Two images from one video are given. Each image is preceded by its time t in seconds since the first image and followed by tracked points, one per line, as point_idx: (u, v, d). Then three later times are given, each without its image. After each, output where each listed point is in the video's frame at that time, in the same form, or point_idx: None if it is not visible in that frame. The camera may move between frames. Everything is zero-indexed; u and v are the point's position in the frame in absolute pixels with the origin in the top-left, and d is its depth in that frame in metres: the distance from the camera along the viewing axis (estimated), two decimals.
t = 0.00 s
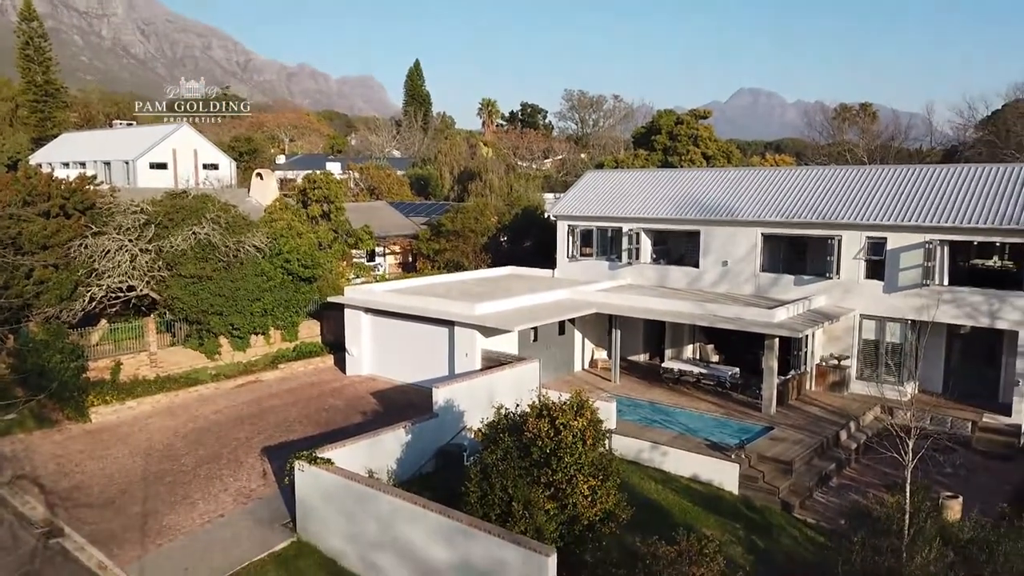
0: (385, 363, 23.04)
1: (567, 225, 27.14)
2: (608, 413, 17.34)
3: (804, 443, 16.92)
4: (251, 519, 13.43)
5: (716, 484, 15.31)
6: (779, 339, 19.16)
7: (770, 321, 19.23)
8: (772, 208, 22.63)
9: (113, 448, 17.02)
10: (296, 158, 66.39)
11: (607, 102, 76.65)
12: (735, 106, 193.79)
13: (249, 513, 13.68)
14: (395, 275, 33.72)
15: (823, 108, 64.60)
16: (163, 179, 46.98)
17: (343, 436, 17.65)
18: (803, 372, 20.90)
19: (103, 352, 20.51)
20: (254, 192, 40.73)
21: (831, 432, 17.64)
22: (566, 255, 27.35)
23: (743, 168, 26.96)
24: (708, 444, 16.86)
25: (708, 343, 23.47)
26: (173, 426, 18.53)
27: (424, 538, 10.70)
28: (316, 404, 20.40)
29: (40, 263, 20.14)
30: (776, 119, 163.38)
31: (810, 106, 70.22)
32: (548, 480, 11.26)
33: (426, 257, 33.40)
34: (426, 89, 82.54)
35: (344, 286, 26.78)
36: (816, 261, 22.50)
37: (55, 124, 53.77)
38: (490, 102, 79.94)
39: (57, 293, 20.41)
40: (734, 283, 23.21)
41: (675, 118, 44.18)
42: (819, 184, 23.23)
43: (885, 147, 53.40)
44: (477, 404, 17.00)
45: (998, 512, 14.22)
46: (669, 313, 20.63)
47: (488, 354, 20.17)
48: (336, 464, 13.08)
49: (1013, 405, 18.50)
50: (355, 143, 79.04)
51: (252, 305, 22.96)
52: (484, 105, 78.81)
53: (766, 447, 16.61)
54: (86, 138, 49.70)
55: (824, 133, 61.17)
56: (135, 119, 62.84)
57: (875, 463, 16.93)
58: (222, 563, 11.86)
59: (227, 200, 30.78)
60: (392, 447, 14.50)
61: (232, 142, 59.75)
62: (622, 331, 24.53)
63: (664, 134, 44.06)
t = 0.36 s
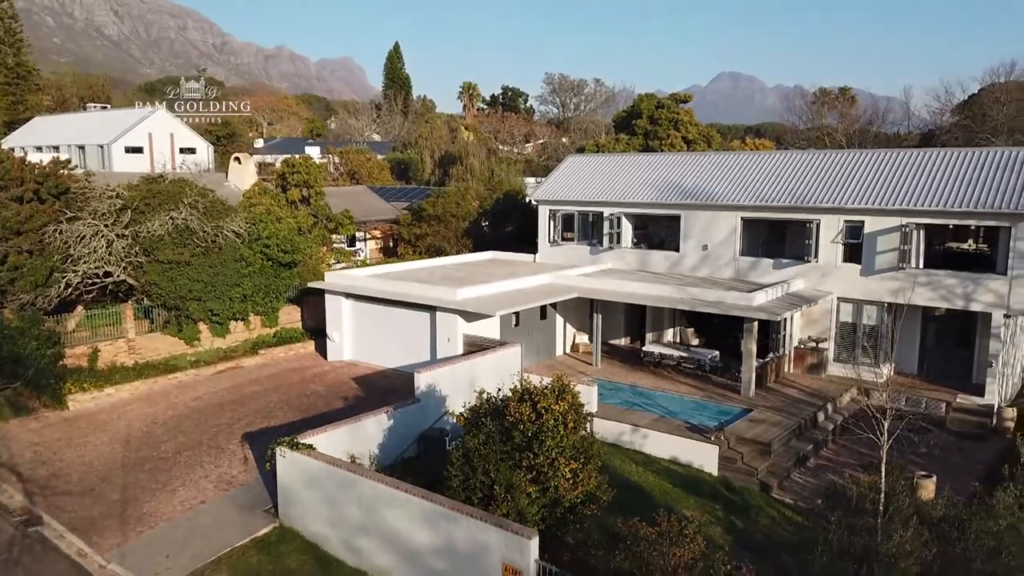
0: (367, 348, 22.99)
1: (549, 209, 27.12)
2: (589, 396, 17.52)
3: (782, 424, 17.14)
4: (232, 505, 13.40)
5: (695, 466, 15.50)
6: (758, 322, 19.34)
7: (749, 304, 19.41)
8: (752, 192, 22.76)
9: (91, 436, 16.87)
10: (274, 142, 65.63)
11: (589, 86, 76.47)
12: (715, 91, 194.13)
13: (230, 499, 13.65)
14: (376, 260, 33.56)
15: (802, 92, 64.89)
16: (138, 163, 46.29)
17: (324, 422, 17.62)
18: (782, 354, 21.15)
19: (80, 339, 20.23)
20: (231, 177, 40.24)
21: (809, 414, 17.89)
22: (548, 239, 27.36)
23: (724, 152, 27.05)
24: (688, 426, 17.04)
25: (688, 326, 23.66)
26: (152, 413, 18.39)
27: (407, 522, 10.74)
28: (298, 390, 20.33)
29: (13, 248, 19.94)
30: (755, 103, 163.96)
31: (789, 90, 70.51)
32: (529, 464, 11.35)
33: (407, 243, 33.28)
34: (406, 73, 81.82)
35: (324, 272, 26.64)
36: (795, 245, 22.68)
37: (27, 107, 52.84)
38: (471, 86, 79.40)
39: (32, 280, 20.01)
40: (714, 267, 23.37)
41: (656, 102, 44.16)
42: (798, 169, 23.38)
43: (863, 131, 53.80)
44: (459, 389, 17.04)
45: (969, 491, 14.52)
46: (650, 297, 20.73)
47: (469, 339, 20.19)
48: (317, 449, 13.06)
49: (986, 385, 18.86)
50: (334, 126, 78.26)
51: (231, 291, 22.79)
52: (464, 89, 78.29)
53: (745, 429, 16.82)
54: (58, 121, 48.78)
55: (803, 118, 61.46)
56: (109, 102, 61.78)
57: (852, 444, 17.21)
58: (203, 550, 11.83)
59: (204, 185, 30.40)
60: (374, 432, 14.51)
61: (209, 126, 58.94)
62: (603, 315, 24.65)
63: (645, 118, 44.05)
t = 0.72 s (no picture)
0: (348, 345, 22.90)
1: (530, 206, 27.13)
2: (571, 392, 17.64)
3: (761, 419, 17.31)
4: (212, 504, 13.31)
5: (676, 461, 15.62)
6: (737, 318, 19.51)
7: (729, 300, 19.57)
8: (732, 189, 22.92)
9: (68, 436, 16.66)
10: (253, 138, 65.03)
11: (569, 82, 76.56)
12: (695, 88, 195.11)
13: (210, 498, 13.54)
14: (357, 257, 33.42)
15: (781, 90, 65.44)
16: (115, 159, 45.68)
17: (305, 419, 17.53)
18: (761, 350, 21.37)
19: (56, 338, 20.01)
20: (210, 173, 39.82)
21: (788, 409, 18.09)
22: (529, 236, 27.39)
23: (704, 148, 27.18)
24: (669, 422, 17.16)
25: (669, 322, 23.81)
26: (130, 412, 18.19)
27: (389, 520, 10.72)
28: (278, 387, 20.20)
29: None
30: (735, 100, 164.97)
31: (768, 88, 71.07)
32: (511, 461, 11.37)
33: (388, 239, 33.21)
34: (386, 68, 81.41)
35: (304, 268, 26.49)
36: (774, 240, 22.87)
37: None
38: (452, 82, 79.13)
39: (6, 278, 19.75)
40: (694, 264, 23.53)
41: (636, 99, 44.30)
42: (777, 166, 23.57)
43: (841, 129, 54.33)
44: (441, 385, 17.04)
45: (944, 483, 14.77)
46: (631, 293, 20.82)
47: (451, 336, 20.18)
48: (298, 447, 13.00)
49: (961, 380, 19.17)
50: (314, 122, 77.68)
51: (210, 288, 22.60)
52: (445, 85, 78.05)
53: (725, 423, 16.97)
54: (32, 116, 47.99)
55: (781, 115, 61.98)
56: (83, 96, 60.87)
57: (830, 438, 17.42)
58: (183, 549, 11.75)
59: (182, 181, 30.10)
60: (356, 430, 14.47)
61: (187, 122, 58.27)
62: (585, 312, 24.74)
63: (626, 115, 44.19)
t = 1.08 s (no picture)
0: (329, 346, 22.76)
1: (512, 206, 27.15)
2: (553, 392, 17.69)
3: (742, 417, 17.46)
4: (192, 507, 13.18)
5: (657, 460, 15.71)
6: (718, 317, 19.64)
7: (710, 300, 19.70)
8: (712, 189, 23.08)
9: (44, 438, 16.41)
10: (232, 138, 64.47)
11: (551, 83, 76.70)
12: (676, 88, 196.28)
13: (190, 501, 13.41)
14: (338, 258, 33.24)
15: (760, 91, 66.02)
16: (91, 159, 45.11)
17: (286, 421, 17.41)
18: (742, 349, 21.53)
19: (32, 339, 19.67)
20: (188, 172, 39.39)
21: (768, 407, 18.25)
22: (511, 236, 27.39)
23: (686, 149, 27.33)
24: (651, 421, 17.24)
25: (651, 322, 23.93)
26: (108, 415, 17.96)
27: (372, 521, 10.67)
28: (259, 389, 20.04)
29: None
30: (714, 100, 166.07)
31: (748, 89, 71.64)
32: (494, 461, 11.37)
33: (369, 239, 33.06)
34: (367, 68, 81.08)
35: (285, 269, 26.30)
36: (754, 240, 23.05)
37: None
38: (433, 81, 78.93)
39: None
40: (676, 263, 23.66)
41: (617, 99, 44.47)
42: (758, 166, 23.76)
43: (819, 130, 54.90)
44: (423, 386, 16.99)
45: (922, 480, 14.98)
46: (613, 293, 20.90)
47: (433, 336, 20.13)
48: (279, 449, 12.90)
49: (937, 377, 19.46)
50: (294, 121, 77.14)
51: (189, 289, 22.41)
52: (426, 84, 77.88)
53: (706, 422, 17.09)
54: (5, 114, 47.26)
55: (761, 115, 62.51)
56: (59, 95, 60.07)
57: (809, 436, 17.60)
58: (163, 552, 11.63)
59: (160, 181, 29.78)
60: (338, 431, 14.39)
61: (165, 121, 57.65)
62: (567, 312, 24.80)
63: (607, 115, 44.36)
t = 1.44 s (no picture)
0: (311, 347, 22.62)
1: (495, 206, 27.16)
2: (537, 392, 17.73)
3: (723, 417, 17.59)
4: (173, 510, 13.04)
5: (640, 459, 15.79)
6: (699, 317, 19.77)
7: (691, 300, 19.84)
8: (693, 190, 23.24)
9: (20, 442, 16.15)
10: (211, 137, 63.86)
11: (532, 83, 76.79)
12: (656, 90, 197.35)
13: (170, 504, 13.27)
14: (319, 258, 33.05)
15: (740, 92, 66.53)
16: (67, 159, 44.52)
17: (268, 423, 17.28)
18: (723, 348, 21.68)
19: (7, 342, 19.45)
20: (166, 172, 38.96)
21: (749, 406, 18.40)
22: (494, 236, 27.39)
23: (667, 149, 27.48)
24: (633, 420, 17.32)
25: (632, 322, 24.03)
26: (85, 418, 17.72)
27: (355, 523, 10.64)
28: (239, 391, 19.88)
29: None
30: (694, 101, 167.19)
31: (727, 90, 72.18)
32: (478, 461, 11.38)
33: (350, 240, 32.91)
34: (347, 67, 80.70)
35: (266, 270, 26.11)
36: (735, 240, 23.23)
37: None
38: (414, 81, 78.67)
39: None
40: (657, 263, 23.79)
41: (598, 100, 44.62)
42: (738, 167, 23.95)
43: (798, 132, 55.42)
44: (406, 387, 16.94)
45: (900, 477, 15.18)
46: (595, 293, 20.97)
47: (416, 337, 20.08)
48: (261, 451, 12.80)
49: (914, 376, 19.73)
50: (274, 121, 76.55)
51: (168, 290, 22.23)
52: (407, 85, 77.64)
53: (688, 421, 17.21)
54: None
55: (740, 116, 63.00)
56: (33, 94, 59.20)
57: (789, 435, 17.77)
58: (142, 556, 11.51)
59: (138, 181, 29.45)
60: (320, 433, 14.31)
61: (142, 120, 56.98)
62: (549, 312, 24.84)
63: (588, 116, 44.49)
